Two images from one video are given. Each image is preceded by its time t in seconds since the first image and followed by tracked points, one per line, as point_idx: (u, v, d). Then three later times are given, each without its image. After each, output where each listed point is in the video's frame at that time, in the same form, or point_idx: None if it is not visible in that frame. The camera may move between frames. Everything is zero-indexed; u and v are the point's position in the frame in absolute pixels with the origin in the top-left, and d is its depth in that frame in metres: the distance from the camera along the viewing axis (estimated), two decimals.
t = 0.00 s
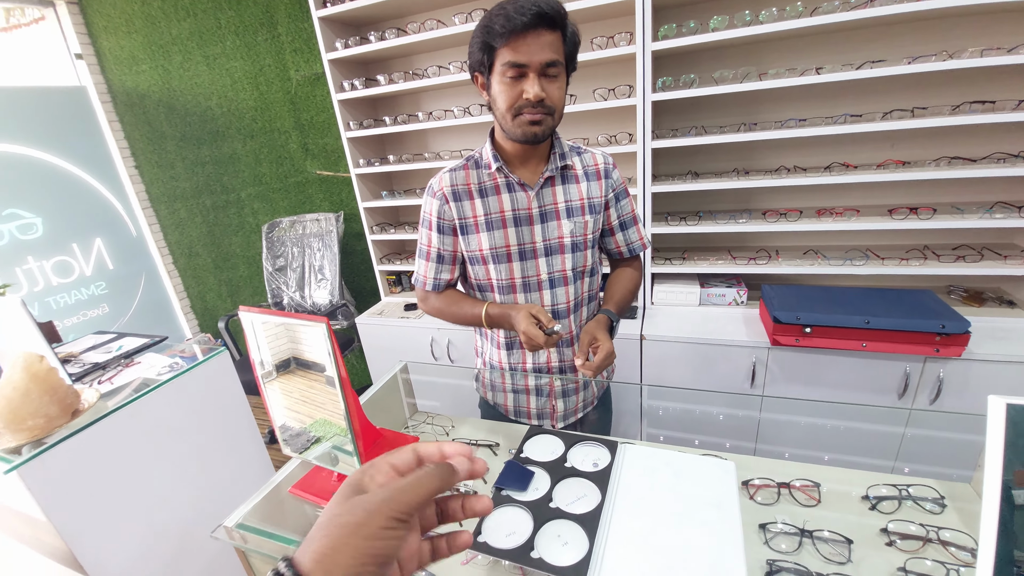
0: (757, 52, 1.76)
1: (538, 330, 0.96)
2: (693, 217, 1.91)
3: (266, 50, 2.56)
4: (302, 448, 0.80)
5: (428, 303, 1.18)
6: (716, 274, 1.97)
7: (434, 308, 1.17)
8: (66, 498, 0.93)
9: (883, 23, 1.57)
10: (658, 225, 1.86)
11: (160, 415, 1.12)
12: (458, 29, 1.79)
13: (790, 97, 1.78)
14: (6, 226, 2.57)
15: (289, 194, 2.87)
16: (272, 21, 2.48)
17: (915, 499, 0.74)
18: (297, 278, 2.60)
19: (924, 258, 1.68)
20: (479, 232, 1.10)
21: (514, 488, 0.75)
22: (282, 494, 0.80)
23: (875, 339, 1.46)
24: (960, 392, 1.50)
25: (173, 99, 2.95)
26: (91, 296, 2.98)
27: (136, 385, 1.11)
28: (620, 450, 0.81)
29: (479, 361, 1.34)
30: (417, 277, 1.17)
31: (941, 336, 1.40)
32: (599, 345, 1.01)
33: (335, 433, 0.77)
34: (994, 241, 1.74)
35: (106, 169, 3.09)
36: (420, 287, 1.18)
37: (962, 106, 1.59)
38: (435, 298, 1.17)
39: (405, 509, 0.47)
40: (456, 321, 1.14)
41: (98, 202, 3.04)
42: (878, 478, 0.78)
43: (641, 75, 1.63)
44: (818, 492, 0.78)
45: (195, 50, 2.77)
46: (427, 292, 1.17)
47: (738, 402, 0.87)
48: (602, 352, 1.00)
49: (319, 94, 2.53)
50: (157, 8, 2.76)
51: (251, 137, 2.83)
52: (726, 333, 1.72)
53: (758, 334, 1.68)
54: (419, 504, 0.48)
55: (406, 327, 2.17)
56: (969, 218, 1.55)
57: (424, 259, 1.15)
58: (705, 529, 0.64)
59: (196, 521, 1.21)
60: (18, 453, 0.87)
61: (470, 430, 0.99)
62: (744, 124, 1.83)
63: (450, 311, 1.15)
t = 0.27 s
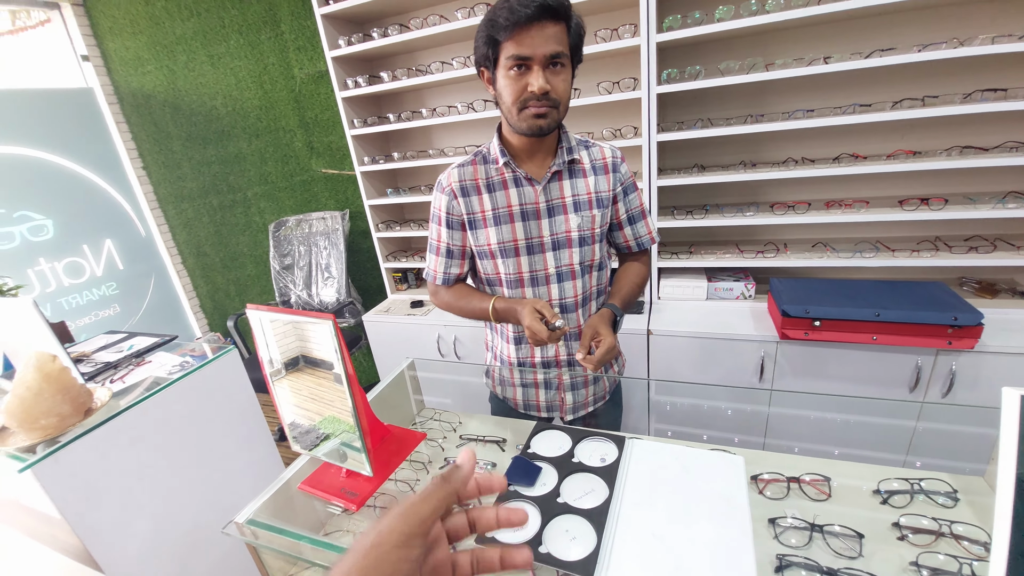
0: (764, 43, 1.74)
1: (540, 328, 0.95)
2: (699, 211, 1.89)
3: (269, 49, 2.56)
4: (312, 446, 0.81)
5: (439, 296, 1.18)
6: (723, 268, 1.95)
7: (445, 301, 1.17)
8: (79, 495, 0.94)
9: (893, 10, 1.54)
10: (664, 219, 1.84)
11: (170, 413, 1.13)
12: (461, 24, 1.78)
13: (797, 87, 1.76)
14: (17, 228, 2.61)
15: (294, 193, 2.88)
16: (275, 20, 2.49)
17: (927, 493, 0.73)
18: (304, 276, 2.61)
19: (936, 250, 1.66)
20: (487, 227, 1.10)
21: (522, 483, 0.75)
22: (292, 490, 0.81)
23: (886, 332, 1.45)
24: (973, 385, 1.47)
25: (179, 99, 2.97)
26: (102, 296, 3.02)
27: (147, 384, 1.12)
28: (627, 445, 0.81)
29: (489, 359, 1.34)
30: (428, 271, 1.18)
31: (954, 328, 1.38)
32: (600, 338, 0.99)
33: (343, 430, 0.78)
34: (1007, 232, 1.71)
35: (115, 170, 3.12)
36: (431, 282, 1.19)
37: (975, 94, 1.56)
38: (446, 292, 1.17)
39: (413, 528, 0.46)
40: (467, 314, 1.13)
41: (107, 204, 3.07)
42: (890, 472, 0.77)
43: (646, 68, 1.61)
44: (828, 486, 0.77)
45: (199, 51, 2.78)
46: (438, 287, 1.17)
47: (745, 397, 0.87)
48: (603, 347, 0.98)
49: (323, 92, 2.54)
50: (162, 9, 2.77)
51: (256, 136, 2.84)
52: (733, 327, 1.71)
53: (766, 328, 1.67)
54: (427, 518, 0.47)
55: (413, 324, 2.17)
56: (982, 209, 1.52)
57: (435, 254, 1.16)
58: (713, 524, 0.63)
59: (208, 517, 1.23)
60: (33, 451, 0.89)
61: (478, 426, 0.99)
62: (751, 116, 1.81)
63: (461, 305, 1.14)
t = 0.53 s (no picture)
0: (761, 39, 1.74)
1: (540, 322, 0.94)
2: (697, 208, 1.89)
3: (264, 45, 2.54)
4: (308, 444, 0.80)
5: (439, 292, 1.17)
6: (720, 266, 1.95)
7: (445, 297, 1.16)
8: (73, 495, 0.93)
9: (889, 6, 1.54)
10: (662, 217, 1.84)
11: (164, 412, 1.12)
12: (458, 20, 1.77)
13: (794, 84, 1.75)
14: (10, 226, 2.59)
15: (290, 190, 2.87)
16: (270, 16, 2.47)
17: (923, 490, 0.73)
18: (300, 274, 2.60)
19: (932, 247, 1.66)
20: (486, 223, 1.10)
21: (519, 481, 0.74)
22: (287, 488, 0.80)
23: (883, 328, 1.45)
24: (969, 381, 1.48)
25: (173, 95, 2.94)
26: (96, 295, 3.00)
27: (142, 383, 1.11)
28: (625, 443, 0.81)
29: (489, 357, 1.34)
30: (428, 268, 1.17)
31: (950, 325, 1.39)
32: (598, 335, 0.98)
33: (339, 428, 0.77)
34: (1003, 229, 1.72)
35: (108, 167, 3.09)
36: (432, 279, 1.18)
37: (970, 91, 1.56)
38: (446, 288, 1.16)
39: (420, 565, 0.49)
40: (468, 310, 1.13)
41: (101, 201, 3.04)
42: (886, 468, 0.77)
43: (644, 64, 1.61)
44: (825, 483, 0.77)
45: (193, 47, 2.76)
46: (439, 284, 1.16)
47: (741, 394, 0.88)
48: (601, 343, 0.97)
49: (318, 88, 2.52)
50: (155, 4, 2.75)
51: (251, 133, 2.82)
52: (730, 325, 1.71)
53: (763, 326, 1.67)
54: (432, 556, 0.50)
55: (410, 322, 2.17)
56: (978, 205, 1.52)
57: (435, 251, 1.15)
58: (710, 522, 0.63)
59: (204, 516, 1.22)
60: (26, 451, 0.88)
61: (475, 424, 0.98)
62: (748, 112, 1.81)
63: (461, 302, 1.14)
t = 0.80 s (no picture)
0: (768, 36, 1.73)
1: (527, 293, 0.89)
2: (703, 206, 1.88)
3: (270, 44, 2.55)
4: (315, 441, 0.81)
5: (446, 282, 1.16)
6: (726, 264, 1.95)
7: (451, 293, 1.15)
8: (83, 490, 0.95)
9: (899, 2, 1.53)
10: (667, 215, 1.83)
11: (172, 408, 1.13)
12: (463, 18, 1.77)
13: (802, 81, 1.74)
14: (20, 224, 2.62)
15: (296, 189, 2.88)
16: (276, 15, 2.47)
17: (931, 489, 0.73)
18: (306, 272, 2.61)
19: (941, 245, 1.64)
20: (495, 221, 1.10)
21: (525, 479, 0.74)
22: (294, 485, 0.80)
23: (891, 327, 1.44)
24: (978, 381, 1.47)
25: (180, 95, 2.96)
26: (104, 293, 3.03)
27: (150, 380, 1.12)
28: (631, 441, 0.81)
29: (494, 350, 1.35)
30: (439, 265, 1.17)
31: (959, 324, 1.38)
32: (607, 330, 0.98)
33: (345, 425, 0.77)
34: (1014, 227, 1.70)
35: (116, 166, 3.12)
36: (441, 276, 1.18)
37: (981, 87, 1.55)
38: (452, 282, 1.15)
39: (438, 554, 0.49)
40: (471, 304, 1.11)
41: (109, 200, 3.07)
42: (894, 467, 0.77)
43: (650, 61, 1.60)
44: (832, 482, 0.77)
45: (200, 46, 2.77)
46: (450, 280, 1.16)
47: (747, 392, 0.88)
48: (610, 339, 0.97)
49: (324, 87, 2.52)
50: (162, 4, 2.76)
51: (257, 132, 2.83)
52: (736, 323, 1.70)
53: (770, 324, 1.66)
54: (449, 545, 0.50)
55: (415, 320, 2.17)
56: (989, 203, 1.51)
57: (444, 248, 1.15)
58: (715, 519, 0.63)
59: (211, 512, 1.23)
60: (36, 448, 0.89)
61: (480, 422, 0.98)
62: (755, 110, 1.80)
63: (465, 295, 1.12)
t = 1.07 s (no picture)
0: (765, 34, 1.73)
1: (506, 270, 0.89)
2: (700, 205, 1.88)
3: (266, 42, 2.54)
4: (312, 441, 0.81)
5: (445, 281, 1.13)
6: (724, 262, 1.95)
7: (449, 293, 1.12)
8: (80, 491, 0.94)
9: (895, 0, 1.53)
10: (665, 213, 1.84)
11: (169, 409, 1.13)
12: (460, 17, 1.77)
13: (799, 79, 1.74)
14: (15, 224, 2.60)
15: (293, 188, 2.87)
16: (272, 13, 2.46)
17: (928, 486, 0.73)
18: (303, 272, 2.61)
19: (937, 242, 1.65)
20: (495, 218, 1.09)
21: (523, 478, 0.75)
22: (292, 485, 0.80)
23: (887, 325, 1.45)
24: (973, 378, 1.48)
25: (176, 94, 2.95)
26: (100, 293, 3.01)
27: (147, 380, 1.12)
28: (629, 439, 0.81)
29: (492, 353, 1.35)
30: (438, 265, 1.15)
31: (955, 321, 1.38)
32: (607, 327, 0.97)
33: (342, 425, 0.77)
34: (1009, 225, 1.71)
35: (111, 166, 3.10)
36: (441, 275, 1.16)
37: (978, 85, 1.55)
38: (449, 281, 1.13)
39: None
40: (465, 303, 1.08)
41: (104, 200, 3.05)
42: (890, 464, 0.77)
43: (647, 60, 1.60)
44: (829, 479, 0.77)
45: (196, 44, 2.76)
46: (451, 277, 1.13)
47: (745, 390, 0.88)
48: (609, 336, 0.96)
49: (321, 86, 2.52)
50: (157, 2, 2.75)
51: (254, 131, 2.82)
52: (733, 321, 1.70)
53: (767, 322, 1.67)
54: None
55: (412, 319, 2.17)
56: (984, 201, 1.52)
57: (443, 246, 1.14)
58: (713, 517, 0.64)
59: (208, 513, 1.23)
60: (32, 449, 0.89)
61: (478, 421, 0.98)
62: (752, 108, 1.80)
63: (461, 294, 1.09)
